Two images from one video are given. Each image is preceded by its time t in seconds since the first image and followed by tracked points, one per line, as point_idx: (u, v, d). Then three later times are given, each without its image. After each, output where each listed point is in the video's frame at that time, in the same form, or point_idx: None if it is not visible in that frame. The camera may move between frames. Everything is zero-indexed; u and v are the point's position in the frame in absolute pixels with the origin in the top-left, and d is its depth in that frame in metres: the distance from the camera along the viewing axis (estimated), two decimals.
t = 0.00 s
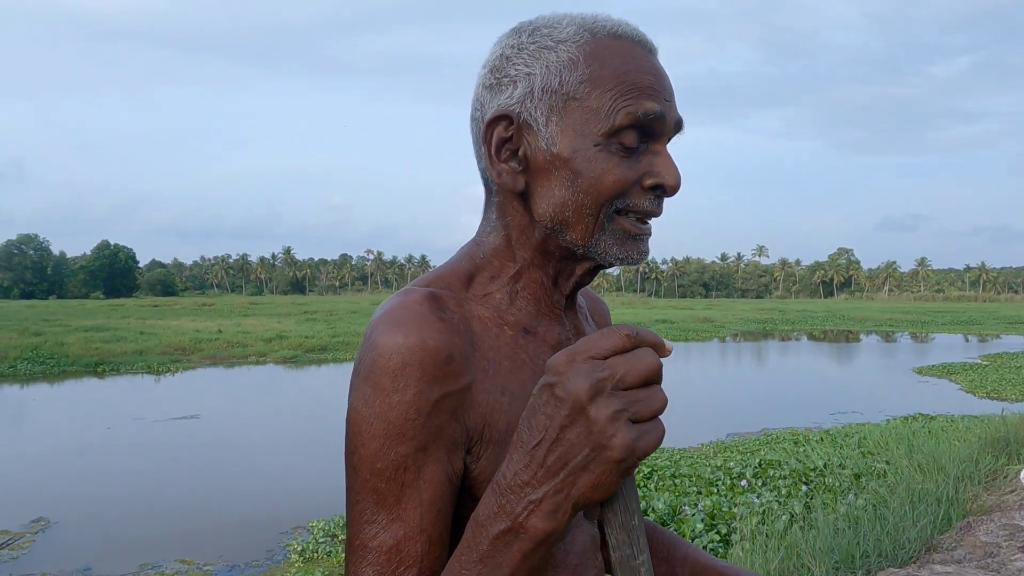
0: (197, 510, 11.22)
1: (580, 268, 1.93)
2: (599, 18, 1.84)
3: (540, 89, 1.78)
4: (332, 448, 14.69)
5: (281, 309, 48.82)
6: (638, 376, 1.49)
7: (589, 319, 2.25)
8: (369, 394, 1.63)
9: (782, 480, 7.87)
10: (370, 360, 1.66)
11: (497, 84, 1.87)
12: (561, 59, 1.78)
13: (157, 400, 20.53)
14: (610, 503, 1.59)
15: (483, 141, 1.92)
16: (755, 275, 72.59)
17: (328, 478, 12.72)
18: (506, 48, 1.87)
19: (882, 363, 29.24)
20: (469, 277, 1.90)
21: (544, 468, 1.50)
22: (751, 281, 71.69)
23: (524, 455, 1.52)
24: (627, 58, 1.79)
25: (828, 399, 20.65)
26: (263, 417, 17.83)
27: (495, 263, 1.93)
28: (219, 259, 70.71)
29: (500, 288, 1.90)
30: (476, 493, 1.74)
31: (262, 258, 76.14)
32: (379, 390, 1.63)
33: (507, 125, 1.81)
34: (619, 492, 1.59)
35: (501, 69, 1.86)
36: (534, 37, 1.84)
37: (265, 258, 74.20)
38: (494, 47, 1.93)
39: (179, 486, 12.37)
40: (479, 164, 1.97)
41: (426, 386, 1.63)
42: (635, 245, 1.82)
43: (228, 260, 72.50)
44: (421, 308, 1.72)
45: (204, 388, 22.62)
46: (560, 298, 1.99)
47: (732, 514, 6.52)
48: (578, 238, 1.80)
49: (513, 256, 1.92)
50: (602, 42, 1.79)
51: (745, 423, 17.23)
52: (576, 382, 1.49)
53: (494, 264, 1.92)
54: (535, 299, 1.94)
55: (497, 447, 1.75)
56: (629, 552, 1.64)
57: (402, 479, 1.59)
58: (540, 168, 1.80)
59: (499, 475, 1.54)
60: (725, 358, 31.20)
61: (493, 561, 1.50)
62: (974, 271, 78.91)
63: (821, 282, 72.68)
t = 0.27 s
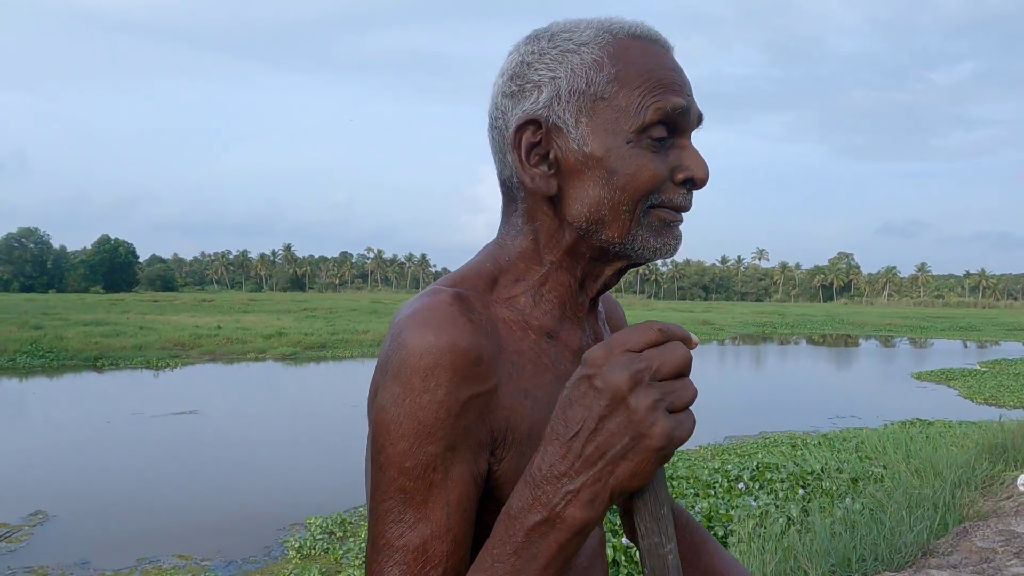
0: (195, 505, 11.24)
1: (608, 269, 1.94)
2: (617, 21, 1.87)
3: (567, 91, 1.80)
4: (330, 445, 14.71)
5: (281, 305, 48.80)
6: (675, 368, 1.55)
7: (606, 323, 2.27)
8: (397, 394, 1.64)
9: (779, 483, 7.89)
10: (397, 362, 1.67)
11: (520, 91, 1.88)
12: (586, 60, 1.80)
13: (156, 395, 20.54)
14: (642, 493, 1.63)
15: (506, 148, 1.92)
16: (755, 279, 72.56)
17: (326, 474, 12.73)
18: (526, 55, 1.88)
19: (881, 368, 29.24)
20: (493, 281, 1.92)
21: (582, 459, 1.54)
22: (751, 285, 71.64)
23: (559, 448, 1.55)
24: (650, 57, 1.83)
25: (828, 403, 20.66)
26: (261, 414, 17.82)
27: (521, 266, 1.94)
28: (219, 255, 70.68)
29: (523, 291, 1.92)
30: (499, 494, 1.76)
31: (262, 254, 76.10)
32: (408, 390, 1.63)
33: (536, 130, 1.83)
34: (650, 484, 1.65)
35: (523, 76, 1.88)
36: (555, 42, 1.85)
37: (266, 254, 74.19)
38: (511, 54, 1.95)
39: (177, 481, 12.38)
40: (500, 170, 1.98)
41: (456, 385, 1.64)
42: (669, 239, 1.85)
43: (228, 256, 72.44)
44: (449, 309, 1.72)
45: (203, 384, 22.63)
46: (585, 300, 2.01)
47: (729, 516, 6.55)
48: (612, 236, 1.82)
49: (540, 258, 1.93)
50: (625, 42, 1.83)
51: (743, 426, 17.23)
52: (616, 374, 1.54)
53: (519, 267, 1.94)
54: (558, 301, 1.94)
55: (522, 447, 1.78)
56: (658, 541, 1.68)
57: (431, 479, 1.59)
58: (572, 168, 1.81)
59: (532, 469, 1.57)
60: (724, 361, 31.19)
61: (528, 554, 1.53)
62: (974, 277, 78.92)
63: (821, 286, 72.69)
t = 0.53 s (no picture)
0: (186, 498, 11.22)
1: (607, 252, 1.93)
2: (594, 24, 1.93)
3: (554, 86, 1.83)
4: (323, 440, 14.70)
5: (275, 300, 48.73)
6: (667, 364, 1.57)
7: (613, 314, 2.25)
8: (398, 376, 1.67)
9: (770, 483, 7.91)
10: (398, 348, 1.70)
11: (508, 94, 1.92)
12: (568, 57, 1.85)
13: (148, 387, 20.48)
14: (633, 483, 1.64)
15: (499, 147, 1.95)
16: (750, 280, 72.73)
17: (319, 468, 12.73)
18: (511, 62, 1.93)
19: (874, 371, 29.36)
20: (494, 273, 1.93)
21: (575, 447, 1.55)
22: (746, 286, 71.79)
23: (555, 433, 1.56)
24: (629, 51, 1.87)
25: (821, 405, 20.74)
26: (254, 408, 17.79)
27: (519, 258, 1.95)
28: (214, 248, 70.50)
29: (523, 282, 1.93)
30: (501, 476, 1.77)
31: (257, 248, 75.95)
32: (407, 373, 1.66)
33: (528, 126, 1.86)
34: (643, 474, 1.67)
35: (511, 79, 1.92)
36: (537, 45, 1.90)
37: (262, 248, 74.03)
38: (500, 63, 1.99)
39: (169, 473, 12.36)
40: (497, 169, 1.99)
41: (451, 368, 1.66)
42: (662, 219, 1.86)
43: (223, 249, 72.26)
44: (446, 297, 1.75)
45: (197, 377, 22.59)
46: (585, 287, 2.00)
47: (720, 516, 6.56)
48: (608, 217, 1.82)
49: (539, 248, 1.93)
50: (602, 40, 1.87)
51: (736, 427, 17.29)
52: (610, 367, 1.56)
53: (517, 259, 1.95)
54: (557, 288, 1.95)
55: (521, 430, 1.78)
56: (650, 529, 1.70)
57: (430, 457, 1.61)
58: (564, 158, 1.83)
59: (529, 456, 1.58)
60: (718, 361, 31.27)
61: (525, 534, 1.52)
62: (968, 282, 79.27)
63: (816, 288, 72.92)
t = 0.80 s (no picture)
0: (178, 489, 11.21)
1: (627, 255, 1.92)
2: (612, 44, 1.94)
3: (577, 101, 1.82)
4: (317, 433, 14.70)
5: (271, 291, 48.63)
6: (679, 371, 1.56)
7: (635, 315, 2.23)
8: (428, 378, 1.69)
9: (762, 486, 7.93)
10: (428, 352, 1.72)
11: (532, 109, 1.89)
12: (590, 75, 1.85)
13: (142, 377, 20.45)
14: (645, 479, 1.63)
15: (521, 159, 1.94)
16: (746, 281, 72.82)
17: (312, 461, 12.73)
18: (532, 79, 1.92)
19: (868, 374, 29.43)
20: (517, 279, 1.92)
21: (593, 446, 1.55)
22: (743, 287, 71.88)
23: (578, 433, 1.56)
24: (647, 70, 1.89)
25: (814, 408, 20.79)
26: (249, 399, 17.76)
27: (542, 264, 1.94)
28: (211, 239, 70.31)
29: (545, 287, 1.92)
30: (526, 473, 1.77)
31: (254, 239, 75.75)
32: (437, 375, 1.68)
33: (553, 138, 1.84)
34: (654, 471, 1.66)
35: (534, 95, 1.89)
36: (558, 64, 1.90)
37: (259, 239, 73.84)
38: (520, 81, 1.97)
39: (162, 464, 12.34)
40: (517, 180, 1.98)
41: (476, 369, 1.68)
42: (677, 223, 1.86)
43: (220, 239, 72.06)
44: (471, 302, 1.76)
45: (191, 367, 22.55)
46: (605, 289, 1.97)
47: (711, 516, 6.59)
48: (631, 221, 1.82)
49: (561, 253, 1.92)
50: (620, 60, 1.89)
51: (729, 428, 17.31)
52: (625, 372, 1.55)
53: (540, 265, 1.94)
54: (579, 290, 1.93)
55: (547, 424, 1.78)
56: (661, 523, 1.70)
57: (458, 452, 1.63)
58: (588, 167, 1.82)
59: (551, 452, 1.58)
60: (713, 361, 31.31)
61: (547, 526, 1.54)
62: (963, 287, 79.47)
63: (812, 290, 73.08)
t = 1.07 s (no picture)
0: (183, 484, 11.24)
1: (667, 257, 1.92)
2: (656, 49, 1.92)
3: (628, 107, 1.80)
4: (321, 429, 14.72)
5: (275, 287, 48.68)
6: (750, 361, 1.61)
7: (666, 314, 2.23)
8: (480, 378, 1.68)
9: (766, 487, 7.91)
10: (479, 350, 1.71)
11: (580, 112, 1.85)
12: (640, 81, 1.82)
13: (146, 371, 20.49)
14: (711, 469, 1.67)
15: (562, 161, 1.90)
16: (751, 282, 72.66)
17: (316, 458, 12.75)
18: (577, 82, 1.87)
19: (871, 376, 29.35)
20: (556, 279, 1.91)
21: (666, 434, 1.55)
22: (747, 288, 71.72)
23: (644, 424, 1.56)
24: (692, 78, 1.88)
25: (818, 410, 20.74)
26: (253, 395, 17.79)
27: (582, 264, 1.93)
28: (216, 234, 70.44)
29: (587, 287, 1.91)
30: (578, 469, 1.77)
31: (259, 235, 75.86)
32: (489, 374, 1.67)
33: (603, 143, 1.81)
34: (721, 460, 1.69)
35: (582, 97, 1.85)
36: (606, 67, 1.87)
37: (264, 235, 73.95)
38: (562, 81, 1.93)
39: (166, 458, 12.38)
40: (554, 181, 1.95)
41: (530, 367, 1.67)
42: (719, 227, 1.87)
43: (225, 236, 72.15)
44: (521, 302, 1.75)
45: (196, 363, 22.60)
46: (643, 290, 1.97)
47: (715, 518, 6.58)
48: (679, 227, 1.80)
49: (602, 254, 1.91)
50: (667, 66, 1.87)
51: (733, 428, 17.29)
52: (702, 360, 1.59)
53: (581, 265, 1.92)
54: (619, 291, 1.93)
55: (597, 421, 1.78)
56: (723, 507, 1.75)
57: (514, 450, 1.63)
58: (638, 173, 1.80)
59: (618, 442, 1.57)
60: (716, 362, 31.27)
61: (616, 514, 1.53)
62: (969, 291, 79.16)
63: (816, 292, 72.88)
